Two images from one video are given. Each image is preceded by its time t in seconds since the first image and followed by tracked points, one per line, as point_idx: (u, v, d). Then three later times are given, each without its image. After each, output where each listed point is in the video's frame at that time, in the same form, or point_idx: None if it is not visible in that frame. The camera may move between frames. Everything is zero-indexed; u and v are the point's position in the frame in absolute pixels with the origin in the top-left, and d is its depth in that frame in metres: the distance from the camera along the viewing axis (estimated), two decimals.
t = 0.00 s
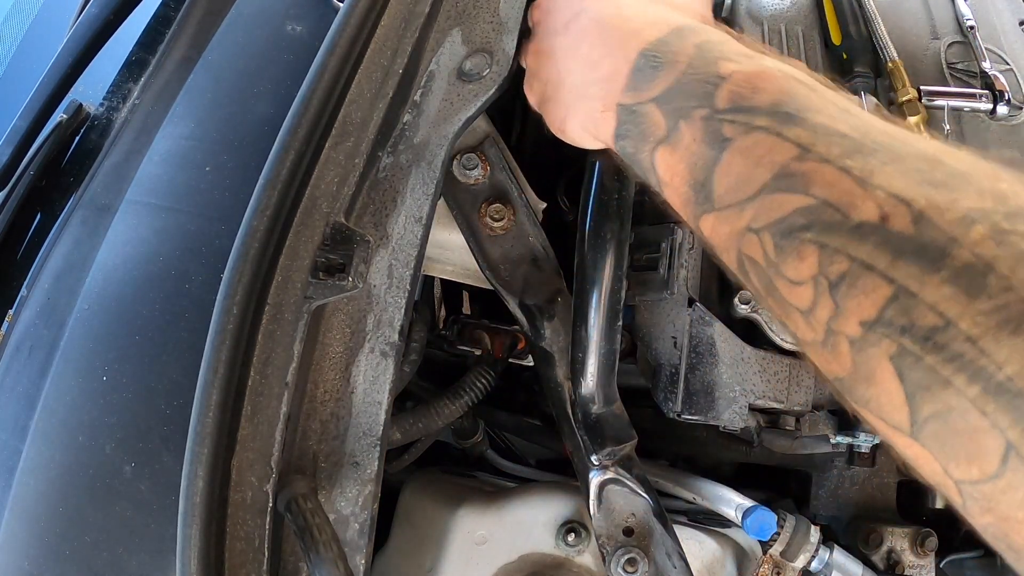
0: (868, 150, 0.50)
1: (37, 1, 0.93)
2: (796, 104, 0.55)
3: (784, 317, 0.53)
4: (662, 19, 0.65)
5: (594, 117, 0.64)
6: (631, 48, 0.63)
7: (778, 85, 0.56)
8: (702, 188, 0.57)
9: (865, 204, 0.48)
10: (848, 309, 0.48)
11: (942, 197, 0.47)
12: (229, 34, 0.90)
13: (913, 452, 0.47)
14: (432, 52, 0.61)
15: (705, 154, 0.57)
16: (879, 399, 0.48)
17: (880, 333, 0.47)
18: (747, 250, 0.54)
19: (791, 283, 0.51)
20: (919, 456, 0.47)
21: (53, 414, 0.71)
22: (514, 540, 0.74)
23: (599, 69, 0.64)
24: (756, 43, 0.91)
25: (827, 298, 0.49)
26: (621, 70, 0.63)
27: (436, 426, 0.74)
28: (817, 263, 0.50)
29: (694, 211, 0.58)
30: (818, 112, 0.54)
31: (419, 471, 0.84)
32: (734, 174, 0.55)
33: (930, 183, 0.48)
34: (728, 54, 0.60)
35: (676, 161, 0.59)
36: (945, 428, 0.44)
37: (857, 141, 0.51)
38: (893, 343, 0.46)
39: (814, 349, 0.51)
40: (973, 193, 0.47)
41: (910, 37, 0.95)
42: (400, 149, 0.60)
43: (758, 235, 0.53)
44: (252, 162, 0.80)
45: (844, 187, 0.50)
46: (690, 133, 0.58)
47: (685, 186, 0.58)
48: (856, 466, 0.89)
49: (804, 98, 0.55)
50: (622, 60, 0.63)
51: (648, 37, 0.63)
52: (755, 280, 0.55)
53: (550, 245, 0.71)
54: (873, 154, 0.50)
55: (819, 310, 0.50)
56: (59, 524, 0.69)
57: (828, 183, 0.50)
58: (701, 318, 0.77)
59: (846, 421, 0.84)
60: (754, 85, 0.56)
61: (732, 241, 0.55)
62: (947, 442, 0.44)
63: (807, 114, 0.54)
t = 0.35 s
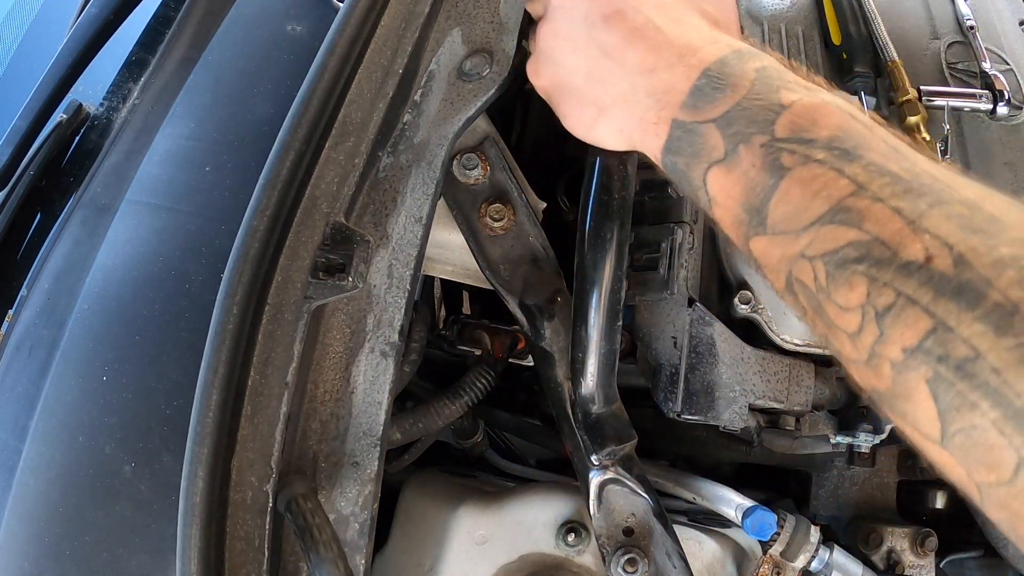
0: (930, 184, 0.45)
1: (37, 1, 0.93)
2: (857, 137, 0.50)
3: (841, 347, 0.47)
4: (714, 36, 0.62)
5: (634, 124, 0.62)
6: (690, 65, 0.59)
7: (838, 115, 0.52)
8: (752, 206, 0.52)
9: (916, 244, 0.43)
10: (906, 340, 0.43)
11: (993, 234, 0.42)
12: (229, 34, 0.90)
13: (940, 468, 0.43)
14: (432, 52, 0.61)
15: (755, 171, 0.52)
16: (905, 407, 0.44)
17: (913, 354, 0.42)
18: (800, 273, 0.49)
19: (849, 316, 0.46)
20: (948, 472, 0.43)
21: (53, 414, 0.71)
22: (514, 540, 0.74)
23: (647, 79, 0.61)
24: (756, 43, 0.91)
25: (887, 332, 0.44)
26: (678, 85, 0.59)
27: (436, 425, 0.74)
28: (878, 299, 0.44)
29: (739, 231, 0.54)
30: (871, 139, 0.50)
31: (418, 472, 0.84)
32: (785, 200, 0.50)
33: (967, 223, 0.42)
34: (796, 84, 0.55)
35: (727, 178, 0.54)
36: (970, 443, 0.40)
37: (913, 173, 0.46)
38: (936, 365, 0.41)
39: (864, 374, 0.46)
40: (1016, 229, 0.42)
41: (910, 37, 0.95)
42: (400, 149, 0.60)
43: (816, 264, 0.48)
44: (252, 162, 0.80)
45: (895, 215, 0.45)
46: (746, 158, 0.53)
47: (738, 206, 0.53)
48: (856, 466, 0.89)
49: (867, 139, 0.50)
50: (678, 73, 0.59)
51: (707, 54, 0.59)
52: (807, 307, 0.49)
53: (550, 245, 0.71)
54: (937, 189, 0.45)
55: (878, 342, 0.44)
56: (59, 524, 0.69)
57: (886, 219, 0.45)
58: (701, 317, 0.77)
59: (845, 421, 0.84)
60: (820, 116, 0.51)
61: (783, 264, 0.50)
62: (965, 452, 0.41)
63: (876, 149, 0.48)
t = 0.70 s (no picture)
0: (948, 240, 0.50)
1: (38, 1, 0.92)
2: (879, 186, 0.54)
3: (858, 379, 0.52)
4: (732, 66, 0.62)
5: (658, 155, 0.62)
6: (717, 107, 0.60)
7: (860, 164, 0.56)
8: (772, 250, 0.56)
9: (932, 293, 0.48)
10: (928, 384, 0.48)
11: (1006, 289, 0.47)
12: (229, 34, 0.90)
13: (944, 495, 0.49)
14: (433, 52, 0.61)
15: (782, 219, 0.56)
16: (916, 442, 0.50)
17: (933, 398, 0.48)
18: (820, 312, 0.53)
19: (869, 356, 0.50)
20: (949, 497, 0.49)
21: (53, 414, 0.71)
22: (513, 540, 0.74)
23: (671, 119, 0.61)
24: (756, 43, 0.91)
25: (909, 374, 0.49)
26: (705, 124, 0.60)
27: (436, 425, 0.74)
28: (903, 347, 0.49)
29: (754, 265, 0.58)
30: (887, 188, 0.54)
31: (418, 472, 0.84)
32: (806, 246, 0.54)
33: (977, 275, 0.48)
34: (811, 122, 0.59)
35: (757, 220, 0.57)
36: (972, 477, 0.47)
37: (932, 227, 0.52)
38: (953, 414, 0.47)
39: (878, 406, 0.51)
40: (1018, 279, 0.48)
41: (910, 36, 0.95)
42: (400, 149, 0.60)
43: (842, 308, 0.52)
44: (251, 163, 0.80)
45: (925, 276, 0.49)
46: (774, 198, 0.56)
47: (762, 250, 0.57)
48: (856, 466, 0.89)
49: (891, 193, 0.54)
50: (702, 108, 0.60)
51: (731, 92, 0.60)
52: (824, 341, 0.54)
53: (549, 245, 0.71)
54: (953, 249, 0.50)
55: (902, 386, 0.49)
56: (59, 524, 0.69)
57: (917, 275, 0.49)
58: (701, 317, 0.77)
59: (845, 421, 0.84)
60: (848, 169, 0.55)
61: (803, 301, 0.54)
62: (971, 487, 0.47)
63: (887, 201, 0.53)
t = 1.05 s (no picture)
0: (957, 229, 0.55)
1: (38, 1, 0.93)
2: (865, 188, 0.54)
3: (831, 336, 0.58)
4: (729, 45, 0.55)
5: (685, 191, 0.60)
6: (721, 162, 0.57)
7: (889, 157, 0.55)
8: (780, 239, 0.57)
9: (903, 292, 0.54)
10: (922, 361, 0.55)
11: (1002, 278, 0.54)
12: (229, 34, 0.90)
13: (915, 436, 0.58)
14: (432, 52, 0.61)
15: (808, 228, 0.56)
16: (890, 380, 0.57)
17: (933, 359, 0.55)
18: (814, 278, 0.57)
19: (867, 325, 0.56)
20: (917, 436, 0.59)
21: (53, 414, 0.71)
22: (513, 540, 0.74)
23: (678, 172, 0.59)
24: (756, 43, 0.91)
25: (901, 348, 0.56)
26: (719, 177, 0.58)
27: (436, 426, 0.74)
28: (896, 325, 0.55)
29: (744, 239, 0.59)
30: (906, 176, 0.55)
31: (418, 472, 0.84)
32: (813, 236, 0.56)
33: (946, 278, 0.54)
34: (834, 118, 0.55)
35: (764, 223, 0.57)
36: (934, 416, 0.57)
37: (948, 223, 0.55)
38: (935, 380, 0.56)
39: (848, 355, 0.59)
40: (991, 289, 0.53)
41: (910, 37, 0.94)
42: (399, 149, 0.60)
43: (855, 288, 0.55)
44: (252, 163, 0.80)
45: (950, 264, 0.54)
46: (784, 198, 0.56)
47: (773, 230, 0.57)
48: (856, 466, 0.89)
49: (895, 208, 0.54)
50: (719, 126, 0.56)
51: (743, 98, 0.55)
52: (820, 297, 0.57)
53: (549, 245, 0.71)
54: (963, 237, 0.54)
55: (896, 353, 0.56)
56: (59, 524, 0.69)
57: (933, 258, 0.54)
58: (701, 317, 0.77)
59: (846, 421, 0.84)
60: (877, 163, 0.55)
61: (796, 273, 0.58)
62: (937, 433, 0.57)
63: (905, 186, 0.55)
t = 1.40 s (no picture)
0: (935, 221, 0.54)
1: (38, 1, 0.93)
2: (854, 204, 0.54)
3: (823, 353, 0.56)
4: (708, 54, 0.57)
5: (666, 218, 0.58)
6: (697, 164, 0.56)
7: (868, 156, 0.55)
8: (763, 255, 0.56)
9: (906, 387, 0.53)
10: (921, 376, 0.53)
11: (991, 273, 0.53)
12: (229, 33, 0.90)
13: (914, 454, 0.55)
14: (432, 52, 0.62)
15: (791, 235, 0.55)
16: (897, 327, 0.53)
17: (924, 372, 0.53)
18: (803, 296, 0.56)
19: (862, 253, 0.53)
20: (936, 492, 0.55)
21: (53, 414, 0.71)
22: (513, 539, 0.74)
23: (659, 185, 0.57)
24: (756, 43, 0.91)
25: (896, 271, 0.53)
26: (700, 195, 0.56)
27: (436, 426, 0.74)
28: (889, 342, 0.53)
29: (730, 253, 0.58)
30: (885, 177, 0.55)
31: (418, 471, 0.84)
32: (797, 248, 0.55)
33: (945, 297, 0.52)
34: (818, 125, 0.55)
35: (751, 238, 0.56)
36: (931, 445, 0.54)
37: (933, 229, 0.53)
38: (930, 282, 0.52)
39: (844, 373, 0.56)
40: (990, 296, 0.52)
41: (910, 37, 0.94)
42: (399, 149, 0.59)
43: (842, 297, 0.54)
44: (251, 163, 0.80)
45: (938, 275, 0.52)
46: (768, 210, 0.55)
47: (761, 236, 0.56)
48: (856, 466, 0.89)
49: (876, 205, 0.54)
50: (696, 130, 0.56)
51: (723, 104, 0.55)
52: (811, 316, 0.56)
53: (549, 245, 0.71)
54: (942, 229, 0.53)
55: (888, 280, 0.53)
56: (59, 524, 0.69)
57: (923, 275, 0.53)
58: (701, 318, 0.77)
59: (846, 421, 0.84)
60: (853, 169, 0.54)
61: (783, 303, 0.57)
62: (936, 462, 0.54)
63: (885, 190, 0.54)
